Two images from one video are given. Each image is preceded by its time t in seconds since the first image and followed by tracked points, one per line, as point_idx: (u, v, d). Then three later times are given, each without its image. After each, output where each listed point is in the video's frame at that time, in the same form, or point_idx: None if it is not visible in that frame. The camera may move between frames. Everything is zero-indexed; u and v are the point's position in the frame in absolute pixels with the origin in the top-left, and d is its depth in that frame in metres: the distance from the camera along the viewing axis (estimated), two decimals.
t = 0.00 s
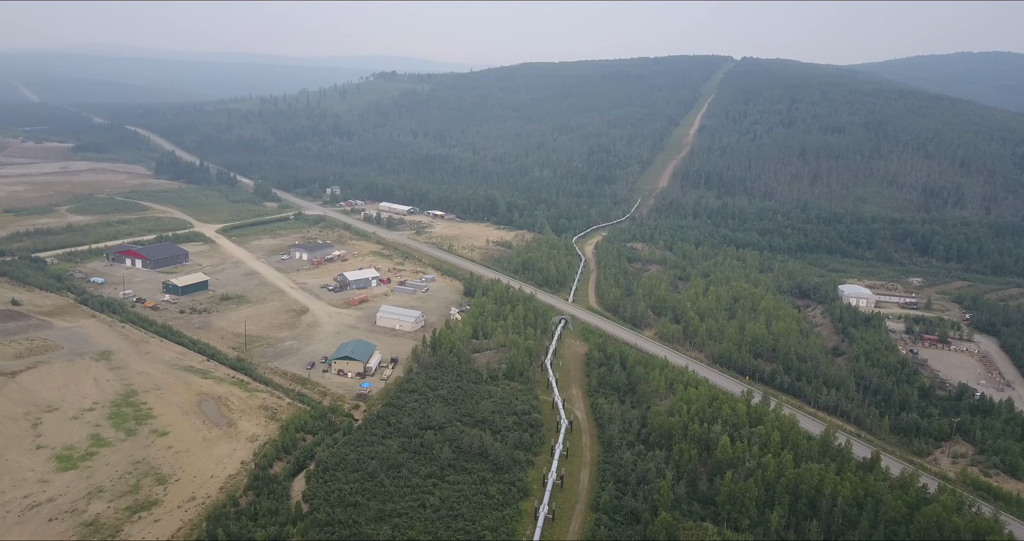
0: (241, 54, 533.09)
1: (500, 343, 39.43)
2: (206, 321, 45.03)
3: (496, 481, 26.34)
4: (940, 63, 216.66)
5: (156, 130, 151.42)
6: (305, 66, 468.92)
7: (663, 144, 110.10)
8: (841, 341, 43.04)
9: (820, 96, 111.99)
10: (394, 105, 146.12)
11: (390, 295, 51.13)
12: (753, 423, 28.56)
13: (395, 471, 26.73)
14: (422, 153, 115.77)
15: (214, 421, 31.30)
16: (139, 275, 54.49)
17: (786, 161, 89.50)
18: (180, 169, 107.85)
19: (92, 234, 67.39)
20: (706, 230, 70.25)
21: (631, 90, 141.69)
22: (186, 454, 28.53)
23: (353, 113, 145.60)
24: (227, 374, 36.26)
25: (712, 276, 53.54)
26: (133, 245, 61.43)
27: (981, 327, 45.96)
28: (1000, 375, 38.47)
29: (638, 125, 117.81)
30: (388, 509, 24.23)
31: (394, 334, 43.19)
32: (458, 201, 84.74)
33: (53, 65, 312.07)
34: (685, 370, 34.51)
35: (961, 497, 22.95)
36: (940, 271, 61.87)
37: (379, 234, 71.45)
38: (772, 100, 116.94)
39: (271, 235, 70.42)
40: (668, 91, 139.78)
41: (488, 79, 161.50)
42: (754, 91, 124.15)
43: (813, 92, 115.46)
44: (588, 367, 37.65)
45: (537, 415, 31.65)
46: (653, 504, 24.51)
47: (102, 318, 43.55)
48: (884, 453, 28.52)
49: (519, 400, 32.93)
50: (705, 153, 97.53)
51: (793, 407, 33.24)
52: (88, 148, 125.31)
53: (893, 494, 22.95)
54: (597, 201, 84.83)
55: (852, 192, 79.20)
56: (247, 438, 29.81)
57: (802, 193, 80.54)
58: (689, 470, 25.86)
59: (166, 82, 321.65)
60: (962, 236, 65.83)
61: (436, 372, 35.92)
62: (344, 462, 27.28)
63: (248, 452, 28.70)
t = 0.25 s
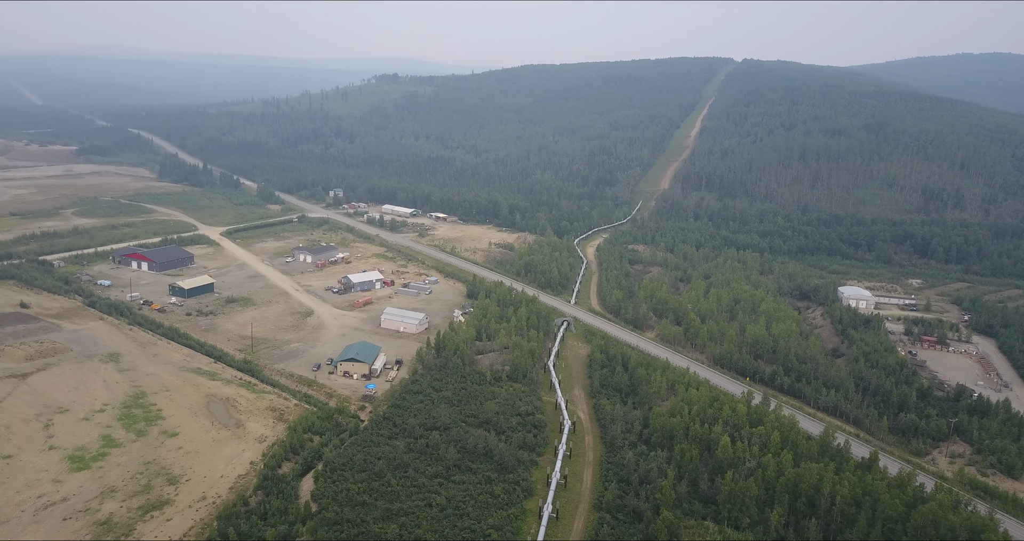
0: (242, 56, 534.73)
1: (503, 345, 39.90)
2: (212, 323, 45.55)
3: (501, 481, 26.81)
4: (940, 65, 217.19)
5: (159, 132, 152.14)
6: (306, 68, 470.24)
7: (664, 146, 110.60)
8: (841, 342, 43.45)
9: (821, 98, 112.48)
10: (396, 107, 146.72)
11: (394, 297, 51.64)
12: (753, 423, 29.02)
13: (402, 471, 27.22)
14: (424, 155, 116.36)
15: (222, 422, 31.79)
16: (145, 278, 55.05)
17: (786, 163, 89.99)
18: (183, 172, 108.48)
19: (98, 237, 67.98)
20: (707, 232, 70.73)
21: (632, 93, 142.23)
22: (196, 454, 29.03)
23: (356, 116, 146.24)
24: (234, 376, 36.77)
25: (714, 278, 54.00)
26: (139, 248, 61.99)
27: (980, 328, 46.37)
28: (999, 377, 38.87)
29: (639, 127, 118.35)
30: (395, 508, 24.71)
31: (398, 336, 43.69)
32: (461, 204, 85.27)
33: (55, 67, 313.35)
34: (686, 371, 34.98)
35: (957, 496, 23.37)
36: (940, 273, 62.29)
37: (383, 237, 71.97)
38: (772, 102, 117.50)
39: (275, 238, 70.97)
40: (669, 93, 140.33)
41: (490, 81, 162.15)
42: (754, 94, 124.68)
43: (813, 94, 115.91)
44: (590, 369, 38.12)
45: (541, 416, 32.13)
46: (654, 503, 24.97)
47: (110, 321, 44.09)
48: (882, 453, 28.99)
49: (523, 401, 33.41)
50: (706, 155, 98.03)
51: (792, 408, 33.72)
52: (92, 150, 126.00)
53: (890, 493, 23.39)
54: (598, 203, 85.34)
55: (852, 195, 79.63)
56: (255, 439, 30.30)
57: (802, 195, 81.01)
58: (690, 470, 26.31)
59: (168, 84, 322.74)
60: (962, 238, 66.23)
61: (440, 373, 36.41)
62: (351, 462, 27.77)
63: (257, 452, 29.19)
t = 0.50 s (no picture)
0: (243, 58, 536.39)
1: (507, 346, 40.39)
2: (219, 325, 46.08)
3: (506, 480, 27.29)
4: (939, 66, 217.72)
5: (162, 134, 152.84)
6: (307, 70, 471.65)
7: (665, 147, 111.12)
8: (841, 343, 43.91)
9: (821, 100, 112.94)
10: (398, 109, 147.33)
11: (398, 299, 52.17)
12: (753, 424, 29.49)
13: (408, 470, 27.71)
14: (426, 157, 116.94)
15: (231, 422, 32.29)
16: (151, 280, 55.59)
17: (787, 164, 90.45)
18: (187, 174, 109.10)
19: (104, 239, 68.53)
20: (708, 233, 71.21)
21: (633, 94, 142.78)
22: (205, 454, 29.53)
23: (358, 118, 146.85)
24: (242, 377, 37.29)
25: (714, 280, 54.49)
26: (144, 250, 62.55)
27: (978, 329, 46.82)
28: (997, 377, 39.31)
29: (640, 129, 118.84)
30: (402, 507, 25.21)
31: (403, 337, 44.21)
32: (463, 206, 85.83)
33: (58, 69, 314.56)
34: (687, 372, 35.49)
35: (953, 494, 23.80)
36: (939, 274, 62.70)
37: (386, 239, 72.50)
38: (773, 104, 117.95)
39: (279, 240, 71.52)
40: (670, 95, 140.82)
41: (492, 83, 162.81)
42: (755, 95, 125.21)
43: (814, 96, 116.36)
44: (593, 370, 38.61)
45: (544, 416, 32.62)
46: (656, 502, 25.44)
47: (118, 322, 44.62)
48: (881, 453, 29.48)
49: (526, 402, 33.90)
50: (707, 157, 98.51)
51: (792, 408, 34.19)
52: (95, 153, 126.63)
53: (888, 491, 23.84)
54: (600, 205, 85.85)
55: (852, 196, 80.06)
56: (263, 439, 30.80)
57: (803, 197, 81.47)
58: (692, 469, 26.79)
59: (170, 86, 323.76)
60: (961, 239, 66.64)
61: (445, 374, 36.92)
62: (358, 462, 28.26)
63: (265, 452, 29.69)
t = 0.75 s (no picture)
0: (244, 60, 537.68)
1: (509, 346, 40.81)
2: (224, 326, 46.53)
3: (510, 479, 27.72)
4: (940, 66, 217.99)
5: (165, 136, 153.41)
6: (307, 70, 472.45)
7: (666, 148, 111.52)
8: (840, 343, 44.30)
9: (821, 101, 113.31)
10: (400, 110, 147.81)
11: (401, 300, 52.60)
12: (753, 423, 29.90)
13: (413, 469, 28.17)
14: (428, 158, 117.42)
15: (238, 422, 32.74)
16: (157, 282, 56.08)
17: (787, 166, 90.86)
18: (190, 176, 109.62)
19: (108, 241, 69.01)
20: (709, 234, 71.60)
21: (634, 95, 143.19)
22: (213, 454, 29.98)
23: (359, 119, 147.33)
24: (248, 378, 37.73)
25: (715, 281, 54.89)
26: (149, 252, 63.00)
27: (977, 329, 47.18)
28: (995, 377, 39.70)
29: (641, 130, 119.24)
30: (408, 505, 25.64)
31: (406, 338, 44.64)
32: (465, 207, 86.27)
33: (59, 71, 315.25)
34: (688, 372, 35.89)
35: (950, 492, 24.15)
36: (939, 275, 63.08)
37: (388, 240, 72.97)
38: (773, 105, 118.32)
39: (282, 241, 71.97)
40: (671, 96, 141.19)
41: (493, 84, 163.26)
42: (755, 97, 125.60)
43: (814, 97, 116.78)
44: (595, 370, 39.03)
45: (547, 416, 33.04)
46: (658, 500, 25.87)
47: (124, 324, 45.09)
48: (879, 452, 29.88)
49: (529, 402, 34.35)
50: (707, 158, 98.93)
51: (791, 407, 34.61)
52: (98, 154, 127.18)
53: (885, 490, 24.22)
54: (601, 206, 86.28)
55: (852, 197, 80.43)
56: (270, 439, 31.24)
57: (803, 198, 81.87)
58: (693, 468, 27.20)
59: (172, 86, 324.38)
60: (961, 240, 66.95)
61: (449, 375, 37.33)
62: (364, 461, 28.70)
63: (272, 452, 30.15)
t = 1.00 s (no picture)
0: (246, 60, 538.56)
1: (513, 347, 41.29)
2: (230, 327, 47.07)
3: (514, 478, 28.22)
4: (941, 66, 218.16)
5: (168, 137, 154.01)
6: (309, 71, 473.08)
7: (668, 149, 111.96)
8: (841, 343, 44.73)
9: (822, 102, 113.73)
10: (402, 111, 148.34)
11: (405, 301, 53.12)
12: (754, 423, 30.37)
13: (419, 468, 28.66)
14: (430, 159, 117.91)
15: (246, 422, 33.26)
16: (163, 283, 56.63)
17: (788, 166, 91.29)
18: (194, 177, 110.20)
19: (114, 243, 69.58)
20: (710, 235, 72.04)
21: (636, 96, 143.64)
22: (223, 453, 30.50)
23: (362, 120, 147.91)
24: (255, 378, 38.26)
25: (716, 282, 55.36)
26: (155, 253, 63.56)
27: (976, 329, 47.60)
28: (993, 377, 40.14)
29: (643, 131, 119.71)
30: (415, 503, 26.14)
31: (411, 339, 45.15)
32: (467, 208, 86.76)
33: (61, 72, 316.17)
34: (689, 373, 36.35)
35: (947, 490, 24.57)
36: (938, 275, 63.53)
37: (392, 241, 73.50)
38: (774, 106, 118.74)
39: (286, 243, 72.52)
40: (672, 97, 141.63)
41: (495, 85, 163.75)
42: (756, 97, 126.04)
43: (815, 98, 117.22)
44: (597, 371, 39.50)
45: (551, 415, 33.52)
46: (660, 497, 26.34)
47: (132, 325, 45.62)
48: (878, 451, 30.36)
49: (533, 401, 34.84)
50: (709, 158, 99.38)
51: (791, 407, 35.08)
52: (103, 156, 127.82)
53: (884, 487, 24.65)
54: (602, 207, 86.76)
55: (853, 198, 80.86)
56: (278, 438, 31.75)
57: (804, 198, 82.32)
58: (694, 466, 27.69)
59: (174, 87, 325.12)
60: (960, 240, 67.35)
61: (453, 375, 37.82)
62: (371, 460, 29.20)
63: (280, 451, 30.66)
